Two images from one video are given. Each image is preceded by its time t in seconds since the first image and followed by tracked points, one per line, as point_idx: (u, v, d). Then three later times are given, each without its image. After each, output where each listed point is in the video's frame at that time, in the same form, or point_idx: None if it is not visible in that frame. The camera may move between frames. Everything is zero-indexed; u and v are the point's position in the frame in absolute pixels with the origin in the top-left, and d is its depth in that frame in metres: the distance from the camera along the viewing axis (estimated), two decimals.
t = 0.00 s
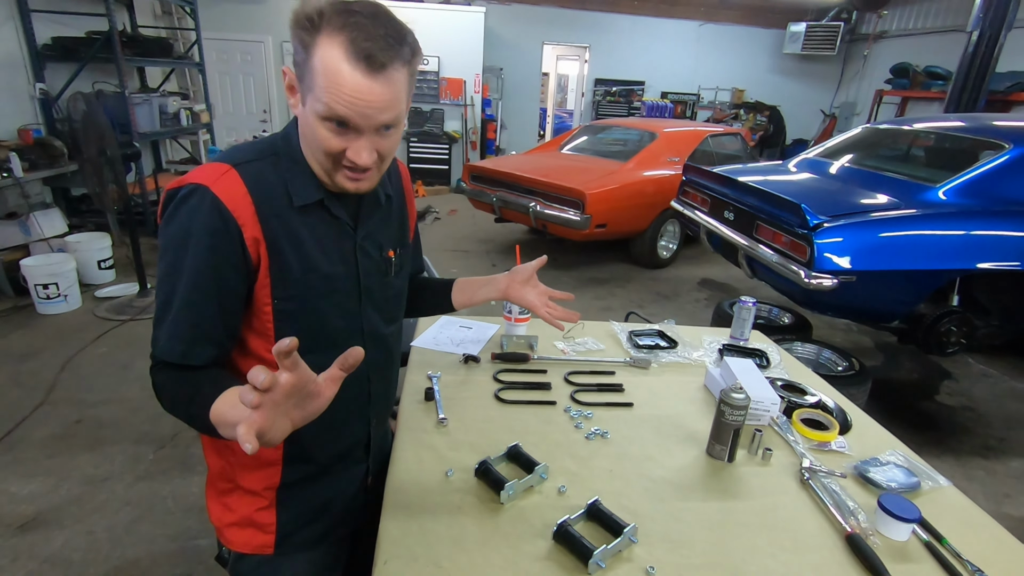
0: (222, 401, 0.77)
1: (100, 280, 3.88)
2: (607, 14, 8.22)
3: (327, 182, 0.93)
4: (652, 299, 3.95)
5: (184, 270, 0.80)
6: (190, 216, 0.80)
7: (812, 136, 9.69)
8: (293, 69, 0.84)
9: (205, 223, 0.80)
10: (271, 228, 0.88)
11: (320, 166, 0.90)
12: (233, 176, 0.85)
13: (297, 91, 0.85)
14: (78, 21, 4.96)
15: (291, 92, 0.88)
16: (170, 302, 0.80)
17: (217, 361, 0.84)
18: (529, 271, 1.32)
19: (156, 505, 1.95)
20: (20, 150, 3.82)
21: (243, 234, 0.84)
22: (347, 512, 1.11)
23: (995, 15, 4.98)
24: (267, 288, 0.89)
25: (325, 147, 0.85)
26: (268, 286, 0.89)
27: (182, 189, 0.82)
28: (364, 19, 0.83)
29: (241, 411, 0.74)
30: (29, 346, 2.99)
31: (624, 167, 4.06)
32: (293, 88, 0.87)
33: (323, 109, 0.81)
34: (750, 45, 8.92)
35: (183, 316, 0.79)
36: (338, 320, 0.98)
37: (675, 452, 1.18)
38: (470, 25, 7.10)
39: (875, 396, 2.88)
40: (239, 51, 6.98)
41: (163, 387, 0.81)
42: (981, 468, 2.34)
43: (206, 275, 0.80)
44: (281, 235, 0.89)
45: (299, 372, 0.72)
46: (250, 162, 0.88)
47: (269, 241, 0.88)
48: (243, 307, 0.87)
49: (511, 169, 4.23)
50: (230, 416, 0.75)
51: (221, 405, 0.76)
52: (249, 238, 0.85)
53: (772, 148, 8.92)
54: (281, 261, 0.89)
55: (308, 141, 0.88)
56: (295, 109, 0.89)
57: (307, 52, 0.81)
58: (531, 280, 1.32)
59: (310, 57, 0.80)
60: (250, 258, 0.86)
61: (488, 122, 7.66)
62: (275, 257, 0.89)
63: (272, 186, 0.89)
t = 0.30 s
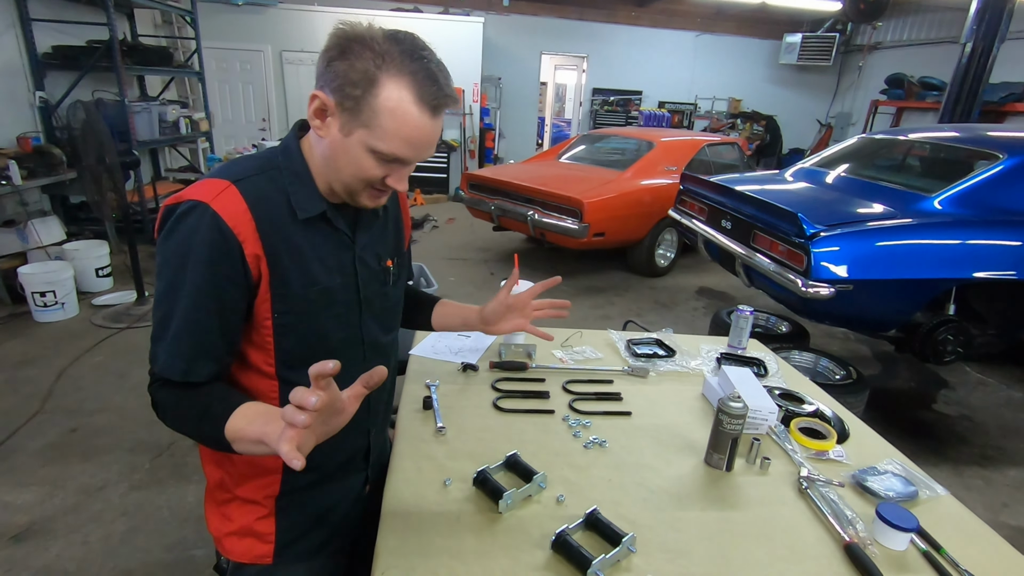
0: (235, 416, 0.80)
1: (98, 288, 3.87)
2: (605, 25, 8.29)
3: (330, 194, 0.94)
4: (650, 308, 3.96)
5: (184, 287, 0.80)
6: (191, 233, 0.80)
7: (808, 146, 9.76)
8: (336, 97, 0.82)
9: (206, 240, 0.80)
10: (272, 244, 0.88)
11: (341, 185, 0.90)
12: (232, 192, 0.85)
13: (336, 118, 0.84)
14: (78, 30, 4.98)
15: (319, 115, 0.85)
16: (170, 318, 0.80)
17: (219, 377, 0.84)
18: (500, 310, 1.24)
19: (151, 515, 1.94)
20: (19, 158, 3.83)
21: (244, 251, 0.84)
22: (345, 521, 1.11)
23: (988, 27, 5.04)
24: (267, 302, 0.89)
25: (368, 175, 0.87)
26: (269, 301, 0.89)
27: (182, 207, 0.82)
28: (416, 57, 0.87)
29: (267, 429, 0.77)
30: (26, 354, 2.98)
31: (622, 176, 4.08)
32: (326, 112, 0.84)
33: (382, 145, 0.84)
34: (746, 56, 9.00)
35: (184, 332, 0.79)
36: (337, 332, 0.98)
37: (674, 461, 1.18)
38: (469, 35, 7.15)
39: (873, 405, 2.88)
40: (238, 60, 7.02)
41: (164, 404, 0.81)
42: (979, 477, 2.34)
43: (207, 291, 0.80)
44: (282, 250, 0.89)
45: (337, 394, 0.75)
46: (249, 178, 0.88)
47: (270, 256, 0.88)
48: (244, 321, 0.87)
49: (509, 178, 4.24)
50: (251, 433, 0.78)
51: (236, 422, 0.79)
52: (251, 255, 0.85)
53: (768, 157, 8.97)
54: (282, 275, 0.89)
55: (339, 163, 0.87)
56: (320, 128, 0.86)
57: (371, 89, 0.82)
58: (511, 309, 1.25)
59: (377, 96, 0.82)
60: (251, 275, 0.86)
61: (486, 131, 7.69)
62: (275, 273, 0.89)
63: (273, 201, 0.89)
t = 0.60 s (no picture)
0: (274, 450, 0.81)
1: (96, 289, 3.87)
2: (604, 25, 8.29)
3: (333, 193, 0.95)
4: (649, 308, 3.96)
5: (188, 286, 0.79)
6: (195, 231, 0.80)
7: (807, 146, 9.77)
8: (346, 94, 0.83)
9: (212, 238, 0.80)
10: (274, 242, 0.88)
11: (350, 183, 0.90)
12: (234, 190, 0.85)
13: (347, 117, 0.84)
14: (76, 30, 4.98)
15: (329, 114, 0.85)
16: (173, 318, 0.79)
17: (226, 377, 0.83)
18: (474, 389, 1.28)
19: (150, 515, 1.94)
20: (17, 158, 3.82)
21: (249, 249, 0.84)
22: (345, 522, 1.11)
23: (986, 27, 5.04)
24: (268, 302, 0.89)
25: (378, 169, 0.87)
26: (270, 300, 0.89)
27: (185, 205, 0.81)
28: (424, 53, 0.89)
29: (321, 470, 0.80)
30: (24, 354, 2.98)
31: (621, 176, 4.09)
32: (336, 112, 0.85)
33: (395, 139, 0.85)
34: (744, 56, 9.01)
35: (188, 332, 0.78)
36: (337, 332, 0.98)
37: (672, 462, 1.18)
38: (468, 35, 7.15)
39: (872, 405, 2.89)
40: (237, 60, 7.02)
41: (170, 405, 0.80)
42: (978, 477, 2.34)
43: (213, 290, 0.80)
44: (283, 248, 0.89)
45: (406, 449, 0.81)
46: (250, 176, 0.88)
47: (272, 254, 0.88)
48: (246, 321, 0.87)
49: (509, 178, 4.24)
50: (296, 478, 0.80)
51: (280, 459, 0.80)
52: (254, 252, 0.85)
53: (767, 158, 8.98)
54: (283, 274, 0.89)
55: (348, 160, 0.87)
56: (330, 128, 0.86)
57: (383, 83, 0.83)
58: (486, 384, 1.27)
59: (389, 90, 0.83)
60: (254, 273, 0.85)
61: (485, 131, 7.69)
62: (277, 272, 0.89)
63: (274, 199, 0.89)
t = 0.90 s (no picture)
0: (291, 452, 0.84)
1: (95, 284, 3.86)
2: (605, 21, 8.27)
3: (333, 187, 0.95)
4: (648, 305, 3.96)
5: (189, 278, 0.78)
6: (198, 222, 0.79)
7: (808, 143, 9.76)
8: (357, 92, 0.83)
9: (215, 229, 0.79)
10: (275, 234, 0.87)
11: (358, 180, 0.90)
12: (235, 182, 0.84)
13: (358, 114, 0.84)
14: (74, 24, 4.95)
15: (338, 112, 0.85)
16: (172, 310, 0.77)
17: (227, 370, 0.82)
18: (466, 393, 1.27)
19: (148, 511, 1.94)
20: (15, 152, 3.81)
21: (250, 241, 0.84)
22: (343, 518, 1.11)
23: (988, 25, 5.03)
24: (268, 296, 0.88)
25: (388, 166, 0.88)
26: (269, 293, 0.88)
27: (186, 195, 0.80)
28: (431, 48, 0.89)
29: (338, 471, 0.83)
30: (22, 349, 2.97)
31: (621, 173, 4.08)
32: (345, 109, 0.84)
33: (407, 136, 0.86)
34: (745, 53, 8.99)
35: (191, 324, 0.77)
36: (336, 326, 0.97)
37: (671, 459, 1.18)
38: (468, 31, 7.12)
39: (870, 403, 2.89)
40: (237, 55, 6.99)
41: (169, 399, 0.79)
42: (975, 475, 2.35)
43: (215, 282, 0.79)
44: (285, 241, 0.89)
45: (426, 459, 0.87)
46: (251, 167, 0.88)
47: (273, 247, 0.87)
48: (246, 315, 0.86)
49: (509, 174, 4.24)
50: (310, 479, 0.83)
51: (297, 460, 0.83)
52: (256, 244, 0.84)
53: (767, 155, 8.98)
54: (283, 267, 0.89)
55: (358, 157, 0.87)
56: (338, 126, 0.86)
57: (394, 80, 0.83)
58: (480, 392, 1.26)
59: (401, 86, 0.83)
60: (255, 265, 0.85)
61: (485, 127, 7.68)
62: (278, 265, 0.88)
63: (275, 191, 0.88)
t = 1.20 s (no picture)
0: (292, 450, 0.83)
1: (95, 281, 3.86)
2: (605, 19, 8.26)
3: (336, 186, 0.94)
4: (648, 304, 3.96)
5: (194, 272, 0.77)
6: (203, 216, 0.79)
7: (808, 142, 9.76)
8: (363, 92, 0.83)
9: (220, 224, 0.79)
10: (279, 230, 0.87)
11: (363, 179, 0.90)
12: (240, 178, 0.84)
13: (363, 114, 0.84)
14: (74, 20, 4.93)
15: (344, 111, 0.85)
16: (176, 305, 0.77)
17: (231, 366, 0.82)
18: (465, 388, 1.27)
19: (148, 508, 1.94)
20: (15, 149, 3.80)
21: (255, 236, 0.84)
22: (343, 515, 1.11)
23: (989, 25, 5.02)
24: (270, 293, 0.88)
25: (394, 166, 0.88)
26: (272, 289, 0.88)
27: (191, 190, 0.80)
28: (437, 48, 0.89)
29: (340, 469, 0.83)
30: (22, 347, 2.97)
31: (621, 172, 4.07)
32: (351, 109, 0.84)
33: (412, 136, 0.86)
34: (746, 52, 8.98)
35: (195, 318, 0.77)
36: (338, 325, 0.97)
37: (671, 458, 1.18)
38: (469, 29, 7.11)
39: (870, 402, 2.89)
40: (237, 52, 6.98)
41: (173, 394, 0.79)
42: (975, 474, 2.35)
43: (220, 277, 0.79)
44: (288, 238, 0.89)
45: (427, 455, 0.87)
46: (256, 165, 0.88)
47: (277, 243, 0.87)
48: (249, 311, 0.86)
49: (509, 173, 4.23)
50: (313, 476, 0.83)
51: (298, 459, 0.82)
52: (260, 240, 0.84)
53: (768, 154, 8.97)
54: (286, 264, 0.89)
55: (363, 158, 0.87)
56: (345, 126, 0.86)
57: (401, 80, 0.83)
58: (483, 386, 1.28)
59: (407, 87, 0.83)
60: (259, 261, 0.85)
61: (485, 126, 7.67)
62: (281, 261, 0.88)
63: (279, 187, 0.88)
